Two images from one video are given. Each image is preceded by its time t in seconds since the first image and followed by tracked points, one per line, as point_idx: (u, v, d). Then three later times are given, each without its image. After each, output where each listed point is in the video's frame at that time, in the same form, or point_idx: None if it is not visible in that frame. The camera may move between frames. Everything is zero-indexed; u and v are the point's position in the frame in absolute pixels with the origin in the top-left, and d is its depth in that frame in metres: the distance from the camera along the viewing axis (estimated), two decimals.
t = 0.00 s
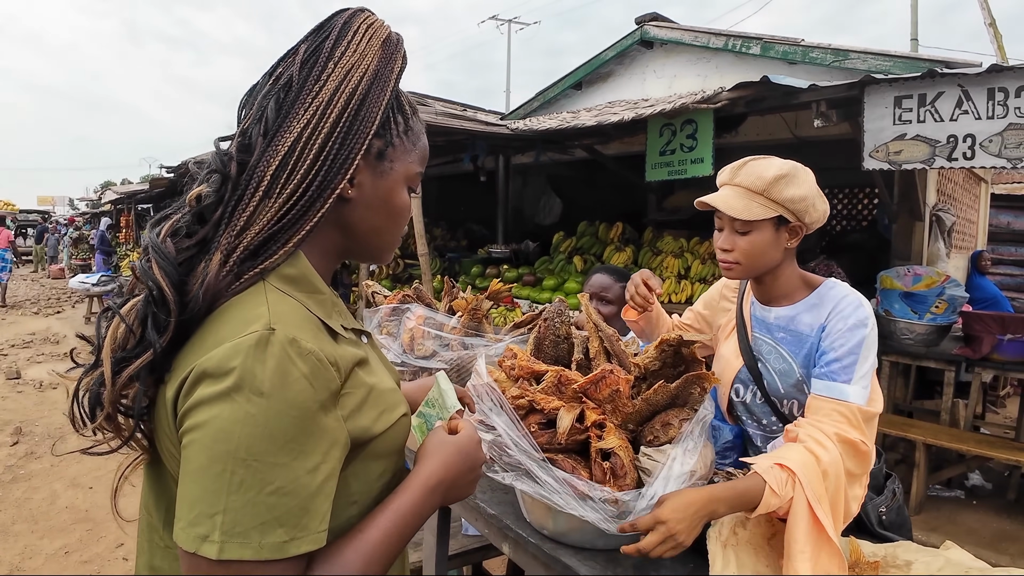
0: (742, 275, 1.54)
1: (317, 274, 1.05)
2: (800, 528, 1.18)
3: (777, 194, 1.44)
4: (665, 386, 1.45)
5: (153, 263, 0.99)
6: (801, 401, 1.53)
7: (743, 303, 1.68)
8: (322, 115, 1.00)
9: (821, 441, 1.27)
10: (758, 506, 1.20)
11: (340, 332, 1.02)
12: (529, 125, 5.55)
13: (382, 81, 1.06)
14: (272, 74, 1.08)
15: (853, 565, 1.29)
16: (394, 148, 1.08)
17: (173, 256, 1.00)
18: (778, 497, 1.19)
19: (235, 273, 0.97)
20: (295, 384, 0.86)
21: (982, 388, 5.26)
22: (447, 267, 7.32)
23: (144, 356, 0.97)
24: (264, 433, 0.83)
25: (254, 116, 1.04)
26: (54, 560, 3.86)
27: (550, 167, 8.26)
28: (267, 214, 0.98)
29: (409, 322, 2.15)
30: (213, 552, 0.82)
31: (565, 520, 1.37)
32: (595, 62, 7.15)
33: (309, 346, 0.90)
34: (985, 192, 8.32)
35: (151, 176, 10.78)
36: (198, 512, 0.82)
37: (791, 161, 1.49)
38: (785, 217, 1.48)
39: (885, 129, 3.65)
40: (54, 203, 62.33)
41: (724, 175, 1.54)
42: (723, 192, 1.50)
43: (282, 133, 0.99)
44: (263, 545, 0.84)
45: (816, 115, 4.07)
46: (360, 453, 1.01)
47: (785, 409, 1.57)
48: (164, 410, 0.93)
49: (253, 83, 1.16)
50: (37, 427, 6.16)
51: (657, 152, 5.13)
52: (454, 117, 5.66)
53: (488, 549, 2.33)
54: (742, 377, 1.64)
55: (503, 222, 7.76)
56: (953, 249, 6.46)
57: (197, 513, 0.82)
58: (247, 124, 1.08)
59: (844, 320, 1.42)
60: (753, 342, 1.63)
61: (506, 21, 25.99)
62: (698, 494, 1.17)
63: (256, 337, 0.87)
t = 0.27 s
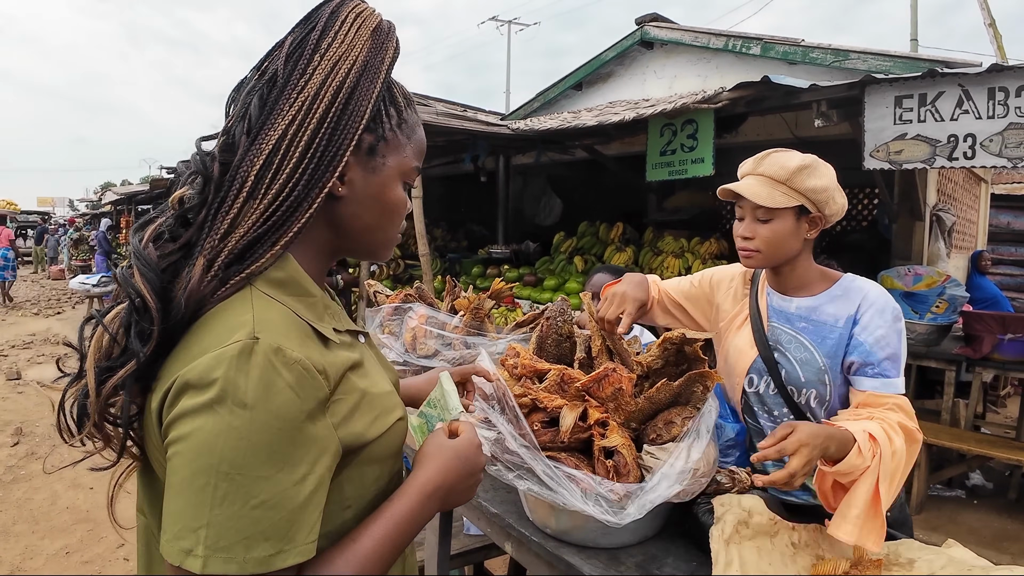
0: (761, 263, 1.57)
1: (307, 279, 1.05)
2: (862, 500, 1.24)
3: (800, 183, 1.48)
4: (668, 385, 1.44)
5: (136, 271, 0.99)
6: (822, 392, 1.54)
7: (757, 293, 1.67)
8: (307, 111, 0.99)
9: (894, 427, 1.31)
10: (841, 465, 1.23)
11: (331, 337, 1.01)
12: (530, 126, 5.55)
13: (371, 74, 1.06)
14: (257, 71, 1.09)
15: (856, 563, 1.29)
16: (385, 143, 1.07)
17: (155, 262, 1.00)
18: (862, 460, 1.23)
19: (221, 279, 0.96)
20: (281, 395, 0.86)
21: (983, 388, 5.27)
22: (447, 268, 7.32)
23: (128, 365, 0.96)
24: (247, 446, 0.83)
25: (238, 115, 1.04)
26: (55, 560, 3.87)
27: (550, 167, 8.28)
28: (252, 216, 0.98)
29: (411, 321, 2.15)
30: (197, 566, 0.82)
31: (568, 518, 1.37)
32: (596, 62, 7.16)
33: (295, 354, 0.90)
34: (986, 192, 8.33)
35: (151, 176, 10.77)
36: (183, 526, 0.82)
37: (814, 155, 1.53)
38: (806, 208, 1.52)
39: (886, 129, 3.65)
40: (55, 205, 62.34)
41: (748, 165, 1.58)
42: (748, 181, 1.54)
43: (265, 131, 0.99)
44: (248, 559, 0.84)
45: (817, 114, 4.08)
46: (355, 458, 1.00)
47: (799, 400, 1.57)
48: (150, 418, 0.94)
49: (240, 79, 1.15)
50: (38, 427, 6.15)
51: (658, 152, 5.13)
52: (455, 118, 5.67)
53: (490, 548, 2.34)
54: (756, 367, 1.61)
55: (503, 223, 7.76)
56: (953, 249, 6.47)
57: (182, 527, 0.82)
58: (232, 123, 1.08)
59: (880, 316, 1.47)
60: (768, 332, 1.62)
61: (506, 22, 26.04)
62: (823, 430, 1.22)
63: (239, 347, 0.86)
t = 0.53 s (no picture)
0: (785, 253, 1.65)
1: (315, 285, 1.05)
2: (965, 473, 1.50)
3: (827, 177, 1.58)
4: (672, 382, 1.45)
5: (139, 277, 0.99)
6: (845, 383, 1.62)
7: (772, 289, 1.74)
8: (321, 115, 0.99)
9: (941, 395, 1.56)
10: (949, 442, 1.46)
11: (339, 346, 1.01)
12: (531, 126, 5.56)
13: (388, 72, 1.06)
14: (269, 69, 1.08)
15: (859, 560, 1.29)
16: (401, 144, 1.07)
17: (161, 268, 1.00)
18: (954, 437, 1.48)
19: (228, 284, 0.96)
20: (282, 409, 0.85)
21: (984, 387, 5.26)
22: (448, 268, 7.33)
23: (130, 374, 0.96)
24: (247, 459, 0.82)
25: (250, 117, 1.04)
26: (57, 560, 3.87)
27: (551, 168, 8.29)
28: (262, 221, 0.98)
29: (415, 320, 2.16)
30: None
31: (572, 516, 1.37)
32: (596, 63, 7.16)
33: (299, 366, 0.89)
34: (986, 192, 8.34)
35: (151, 177, 10.78)
36: (176, 536, 0.82)
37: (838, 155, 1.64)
38: (832, 202, 1.61)
39: (887, 128, 3.65)
40: (55, 206, 62.33)
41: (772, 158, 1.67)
42: (777, 173, 1.62)
43: (277, 135, 0.99)
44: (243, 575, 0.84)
45: (818, 114, 4.09)
46: (359, 468, 1.00)
47: (821, 391, 1.64)
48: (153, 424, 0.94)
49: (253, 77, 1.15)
50: (39, 428, 6.15)
51: (659, 152, 5.14)
52: (456, 118, 5.68)
53: (493, 548, 2.34)
54: (777, 362, 1.67)
55: (504, 223, 7.77)
56: (954, 248, 6.48)
57: (175, 538, 0.82)
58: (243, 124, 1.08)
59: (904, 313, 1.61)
60: (787, 326, 1.69)
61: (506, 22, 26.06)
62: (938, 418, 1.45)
63: (242, 358, 0.86)
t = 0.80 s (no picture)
0: (796, 250, 1.65)
1: (319, 302, 1.03)
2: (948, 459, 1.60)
3: (841, 174, 1.58)
4: (672, 381, 1.46)
5: (135, 297, 0.98)
6: (856, 377, 1.63)
7: (781, 285, 1.74)
8: (330, 124, 0.98)
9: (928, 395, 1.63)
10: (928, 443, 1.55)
11: (342, 367, 0.99)
12: (532, 126, 5.56)
13: (402, 77, 1.05)
14: (275, 74, 1.07)
15: (859, 559, 1.29)
16: (417, 153, 1.07)
17: (155, 287, 0.99)
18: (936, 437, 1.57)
19: (228, 302, 0.95)
20: (281, 440, 0.83)
21: (985, 387, 5.26)
22: (448, 268, 7.33)
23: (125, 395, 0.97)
24: (242, 493, 0.80)
25: (254, 125, 1.03)
26: (57, 560, 3.87)
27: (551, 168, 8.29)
28: (265, 236, 0.97)
29: (415, 320, 2.16)
30: None
31: (572, 516, 1.37)
32: (597, 62, 7.16)
33: (299, 395, 0.87)
34: (987, 192, 8.33)
35: (151, 178, 10.78)
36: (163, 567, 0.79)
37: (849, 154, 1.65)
38: (844, 200, 1.62)
39: (887, 128, 3.65)
40: (55, 207, 62.35)
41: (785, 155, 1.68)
42: (790, 169, 1.63)
43: (282, 146, 0.98)
44: None
45: (818, 114, 4.09)
46: (359, 486, 0.99)
47: (832, 385, 1.64)
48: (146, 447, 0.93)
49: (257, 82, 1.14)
50: (39, 428, 6.15)
51: (660, 152, 5.15)
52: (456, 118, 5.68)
53: (494, 548, 2.33)
54: (787, 356, 1.68)
55: (504, 223, 7.77)
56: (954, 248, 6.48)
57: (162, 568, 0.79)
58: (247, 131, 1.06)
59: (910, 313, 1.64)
60: (798, 320, 1.69)
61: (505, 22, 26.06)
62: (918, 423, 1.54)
63: (240, 387, 0.84)
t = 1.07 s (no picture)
0: (800, 247, 1.66)
1: (331, 342, 1.02)
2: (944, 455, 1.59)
3: (845, 173, 1.58)
4: (673, 381, 1.45)
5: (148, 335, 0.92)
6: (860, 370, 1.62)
7: (783, 281, 1.74)
8: (370, 151, 0.95)
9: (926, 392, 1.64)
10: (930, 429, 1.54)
11: (347, 411, 0.97)
12: (532, 126, 5.56)
13: (448, 97, 1.02)
14: (310, 85, 1.02)
15: (860, 559, 1.28)
16: (458, 180, 1.05)
17: (168, 324, 0.92)
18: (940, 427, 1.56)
19: (245, 338, 0.92)
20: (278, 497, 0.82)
21: (985, 387, 5.26)
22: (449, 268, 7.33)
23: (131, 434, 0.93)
24: (229, 547, 0.79)
25: (285, 146, 0.98)
26: (57, 560, 3.87)
27: (551, 168, 8.29)
28: (294, 270, 0.93)
29: (415, 319, 2.16)
30: None
31: (572, 516, 1.37)
32: (597, 62, 7.15)
33: (301, 451, 0.85)
34: (987, 192, 8.33)
35: (151, 177, 10.78)
36: None
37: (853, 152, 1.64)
38: (847, 197, 1.62)
39: (888, 128, 3.65)
40: (56, 207, 62.36)
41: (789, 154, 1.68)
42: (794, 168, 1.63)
43: (320, 173, 0.94)
44: None
45: (819, 113, 4.09)
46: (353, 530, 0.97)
47: (836, 378, 1.64)
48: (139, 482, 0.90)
49: (290, 96, 1.09)
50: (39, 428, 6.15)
51: (660, 152, 5.14)
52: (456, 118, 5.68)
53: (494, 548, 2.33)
54: (791, 350, 1.67)
55: (504, 223, 7.77)
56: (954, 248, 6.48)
57: None
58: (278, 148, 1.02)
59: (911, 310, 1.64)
60: (801, 315, 1.69)
61: (505, 22, 26.05)
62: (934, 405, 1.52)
63: (241, 440, 0.81)
